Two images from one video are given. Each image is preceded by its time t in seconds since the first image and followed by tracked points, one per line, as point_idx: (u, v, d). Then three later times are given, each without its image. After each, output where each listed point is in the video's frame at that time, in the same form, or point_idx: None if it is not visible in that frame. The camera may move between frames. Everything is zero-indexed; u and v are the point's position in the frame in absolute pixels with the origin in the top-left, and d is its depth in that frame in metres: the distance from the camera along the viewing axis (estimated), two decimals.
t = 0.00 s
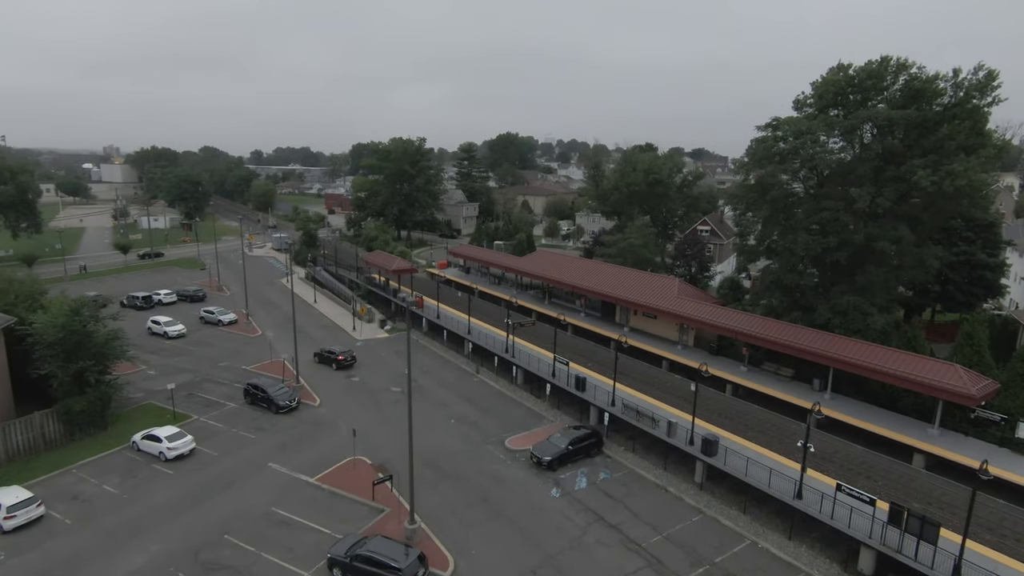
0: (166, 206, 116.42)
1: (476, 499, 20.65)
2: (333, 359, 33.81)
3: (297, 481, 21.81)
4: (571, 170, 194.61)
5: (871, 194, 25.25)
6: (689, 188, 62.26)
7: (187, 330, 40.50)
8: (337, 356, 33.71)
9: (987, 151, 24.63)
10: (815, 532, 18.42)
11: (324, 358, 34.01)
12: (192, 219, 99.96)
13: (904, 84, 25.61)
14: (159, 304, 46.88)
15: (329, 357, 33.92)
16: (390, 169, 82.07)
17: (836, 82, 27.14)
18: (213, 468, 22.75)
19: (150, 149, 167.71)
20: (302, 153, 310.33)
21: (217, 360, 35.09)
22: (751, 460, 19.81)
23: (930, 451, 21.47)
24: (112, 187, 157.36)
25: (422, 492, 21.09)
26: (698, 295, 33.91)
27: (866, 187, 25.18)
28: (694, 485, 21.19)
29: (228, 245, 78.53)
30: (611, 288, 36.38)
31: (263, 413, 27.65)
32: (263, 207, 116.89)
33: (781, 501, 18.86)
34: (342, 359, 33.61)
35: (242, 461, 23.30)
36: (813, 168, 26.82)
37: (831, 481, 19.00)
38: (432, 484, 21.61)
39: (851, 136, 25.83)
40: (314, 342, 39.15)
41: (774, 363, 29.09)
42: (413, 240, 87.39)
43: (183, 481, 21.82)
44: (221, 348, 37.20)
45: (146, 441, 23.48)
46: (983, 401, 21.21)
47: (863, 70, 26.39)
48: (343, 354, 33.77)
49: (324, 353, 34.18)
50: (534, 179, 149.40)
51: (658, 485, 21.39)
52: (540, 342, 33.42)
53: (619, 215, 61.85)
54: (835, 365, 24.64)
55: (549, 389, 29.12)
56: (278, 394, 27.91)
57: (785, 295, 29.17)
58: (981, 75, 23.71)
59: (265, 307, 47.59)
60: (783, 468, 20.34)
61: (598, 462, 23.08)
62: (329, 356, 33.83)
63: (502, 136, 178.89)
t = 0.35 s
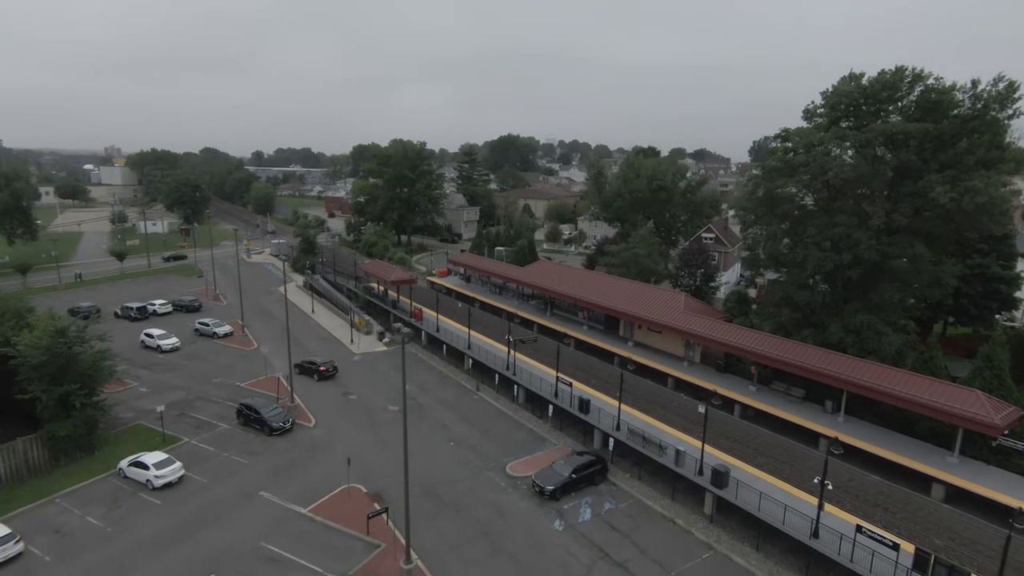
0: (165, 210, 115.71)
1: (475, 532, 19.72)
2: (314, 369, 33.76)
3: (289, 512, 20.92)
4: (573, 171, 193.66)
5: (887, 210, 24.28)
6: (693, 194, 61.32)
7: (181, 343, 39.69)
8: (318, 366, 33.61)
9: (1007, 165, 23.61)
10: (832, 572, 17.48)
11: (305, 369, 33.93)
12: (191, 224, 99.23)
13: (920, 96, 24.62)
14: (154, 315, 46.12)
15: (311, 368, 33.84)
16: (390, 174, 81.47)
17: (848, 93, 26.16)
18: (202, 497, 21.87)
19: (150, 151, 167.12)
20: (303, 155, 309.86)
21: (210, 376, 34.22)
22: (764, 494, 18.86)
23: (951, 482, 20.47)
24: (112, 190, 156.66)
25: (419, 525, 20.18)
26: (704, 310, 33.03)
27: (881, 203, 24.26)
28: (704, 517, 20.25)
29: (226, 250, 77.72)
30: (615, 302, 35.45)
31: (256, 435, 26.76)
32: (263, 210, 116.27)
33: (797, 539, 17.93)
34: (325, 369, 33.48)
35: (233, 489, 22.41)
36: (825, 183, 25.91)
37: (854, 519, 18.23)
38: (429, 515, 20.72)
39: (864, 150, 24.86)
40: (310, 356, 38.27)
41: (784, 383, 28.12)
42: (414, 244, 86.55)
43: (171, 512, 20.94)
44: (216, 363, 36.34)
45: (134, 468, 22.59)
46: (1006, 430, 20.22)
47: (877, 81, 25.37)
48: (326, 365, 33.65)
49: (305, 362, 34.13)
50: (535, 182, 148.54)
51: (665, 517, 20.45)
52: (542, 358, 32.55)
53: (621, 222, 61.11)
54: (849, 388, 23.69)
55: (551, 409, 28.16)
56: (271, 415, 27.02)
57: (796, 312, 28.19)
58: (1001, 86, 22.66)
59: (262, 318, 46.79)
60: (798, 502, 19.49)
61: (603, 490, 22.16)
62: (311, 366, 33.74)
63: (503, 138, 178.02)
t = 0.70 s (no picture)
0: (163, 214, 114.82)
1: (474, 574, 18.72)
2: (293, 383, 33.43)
3: (278, 550, 19.93)
4: (574, 173, 192.52)
5: (903, 232, 23.26)
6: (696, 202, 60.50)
7: (174, 358, 38.73)
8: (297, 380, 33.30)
9: None
10: None
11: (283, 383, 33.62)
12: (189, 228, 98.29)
13: (938, 111, 23.48)
14: (147, 327, 45.23)
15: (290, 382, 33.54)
16: (389, 180, 80.58)
17: (861, 107, 24.96)
18: (188, 532, 20.89)
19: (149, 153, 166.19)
20: (304, 156, 308.98)
21: (203, 394, 33.26)
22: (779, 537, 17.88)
23: (974, 520, 19.46)
24: (110, 193, 155.44)
25: (414, 565, 19.17)
26: (711, 329, 32.12)
27: (898, 223, 23.27)
28: (714, 558, 19.25)
29: (223, 257, 76.74)
30: (619, 319, 34.48)
31: (247, 462, 25.79)
32: (262, 214, 115.34)
33: None
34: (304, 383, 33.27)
35: (220, 523, 21.43)
36: (838, 201, 24.89)
37: (878, 567, 17.01)
38: (426, 553, 19.73)
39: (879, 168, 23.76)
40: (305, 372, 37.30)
41: (795, 407, 27.10)
42: (413, 250, 85.52)
43: (155, 550, 19.97)
44: (209, 381, 35.35)
45: (117, 501, 21.62)
46: None
47: (892, 95, 24.16)
48: (305, 379, 33.41)
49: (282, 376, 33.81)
50: (536, 185, 147.50)
51: (674, 557, 19.46)
52: (543, 378, 31.58)
53: (624, 230, 60.03)
54: (864, 417, 22.74)
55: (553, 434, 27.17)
56: (263, 441, 26.03)
57: (808, 334, 27.18)
58: None
59: (257, 330, 45.84)
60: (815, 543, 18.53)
61: (608, 526, 21.18)
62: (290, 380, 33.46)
63: (504, 140, 176.87)
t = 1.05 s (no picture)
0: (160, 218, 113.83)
1: None
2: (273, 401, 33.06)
3: None
4: (575, 176, 191.22)
5: (922, 255, 22.15)
6: (699, 211, 59.35)
7: (164, 376, 37.69)
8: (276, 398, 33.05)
9: None
10: None
11: (261, 400, 33.33)
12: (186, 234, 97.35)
13: (957, 129, 22.38)
14: (139, 341, 44.32)
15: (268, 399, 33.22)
16: (388, 186, 79.63)
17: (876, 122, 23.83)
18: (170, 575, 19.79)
19: (148, 155, 165.39)
20: (304, 158, 308.15)
21: (192, 416, 32.24)
22: None
23: (1001, 566, 18.40)
24: (108, 197, 154.36)
25: None
26: (719, 350, 31.10)
27: (917, 247, 22.17)
28: None
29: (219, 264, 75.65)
30: (623, 338, 33.44)
31: (236, 493, 24.72)
32: (260, 218, 114.43)
33: None
34: (283, 401, 33.01)
35: (205, 564, 20.36)
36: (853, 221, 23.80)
37: None
38: None
39: (897, 189, 22.63)
40: (299, 390, 36.23)
41: (807, 435, 25.99)
42: (412, 256, 84.42)
43: None
44: (200, 401, 34.28)
45: (97, 541, 20.53)
46: None
47: (910, 110, 23.04)
48: (284, 396, 33.13)
49: (260, 393, 33.50)
50: (536, 188, 146.43)
51: None
52: (545, 401, 30.48)
53: (626, 240, 58.65)
54: (882, 450, 21.76)
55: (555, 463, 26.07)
56: (253, 471, 24.96)
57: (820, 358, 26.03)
58: None
59: (251, 344, 44.81)
60: None
61: (613, 568, 20.09)
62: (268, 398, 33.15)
63: (505, 142, 175.80)
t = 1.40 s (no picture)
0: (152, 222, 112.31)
1: None
2: (246, 419, 32.17)
3: None
4: (571, 178, 190.05)
5: (939, 280, 21.12)
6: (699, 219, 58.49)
7: (148, 396, 36.44)
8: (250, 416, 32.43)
9: None
10: None
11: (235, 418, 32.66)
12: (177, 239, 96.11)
13: (975, 148, 21.41)
14: (123, 356, 43.03)
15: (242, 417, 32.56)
16: (381, 192, 78.51)
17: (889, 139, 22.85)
18: None
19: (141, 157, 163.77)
20: (298, 159, 306.48)
21: (175, 440, 30.99)
22: None
23: None
24: (99, 199, 152.58)
25: None
26: (723, 372, 30.05)
27: (933, 272, 21.15)
28: None
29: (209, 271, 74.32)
30: (623, 358, 32.37)
31: (217, 528, 23.49)
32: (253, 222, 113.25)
33: None
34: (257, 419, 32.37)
35: None
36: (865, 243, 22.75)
37: None
38: None
39: (913, 210, 21.62)
40: (288, 410, 35.01)
41: (816, 465, 24.92)
42: (407, 263, 83.22)
43: None
44: (183, 424, 32.97)
45: None
46: None
47: (926, 128, 22.07)
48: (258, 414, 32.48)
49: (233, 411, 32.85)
50: (533, 191, 145.41)
51: None
52: (542, 425, 29.36)
53: (624, 249, 57.68)
54: (898, 486, 20.81)
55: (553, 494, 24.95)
56: (235, 505, 23.71)
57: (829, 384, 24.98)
58: None
59: (239, 359, 43.57)
60: None
61: None
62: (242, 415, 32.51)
63: (500, 144, 174.77)
